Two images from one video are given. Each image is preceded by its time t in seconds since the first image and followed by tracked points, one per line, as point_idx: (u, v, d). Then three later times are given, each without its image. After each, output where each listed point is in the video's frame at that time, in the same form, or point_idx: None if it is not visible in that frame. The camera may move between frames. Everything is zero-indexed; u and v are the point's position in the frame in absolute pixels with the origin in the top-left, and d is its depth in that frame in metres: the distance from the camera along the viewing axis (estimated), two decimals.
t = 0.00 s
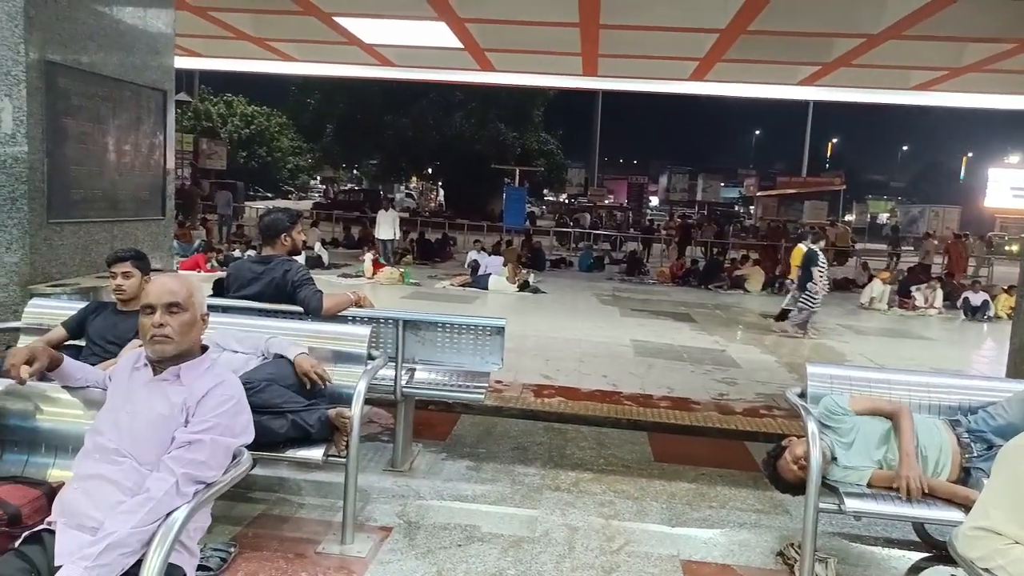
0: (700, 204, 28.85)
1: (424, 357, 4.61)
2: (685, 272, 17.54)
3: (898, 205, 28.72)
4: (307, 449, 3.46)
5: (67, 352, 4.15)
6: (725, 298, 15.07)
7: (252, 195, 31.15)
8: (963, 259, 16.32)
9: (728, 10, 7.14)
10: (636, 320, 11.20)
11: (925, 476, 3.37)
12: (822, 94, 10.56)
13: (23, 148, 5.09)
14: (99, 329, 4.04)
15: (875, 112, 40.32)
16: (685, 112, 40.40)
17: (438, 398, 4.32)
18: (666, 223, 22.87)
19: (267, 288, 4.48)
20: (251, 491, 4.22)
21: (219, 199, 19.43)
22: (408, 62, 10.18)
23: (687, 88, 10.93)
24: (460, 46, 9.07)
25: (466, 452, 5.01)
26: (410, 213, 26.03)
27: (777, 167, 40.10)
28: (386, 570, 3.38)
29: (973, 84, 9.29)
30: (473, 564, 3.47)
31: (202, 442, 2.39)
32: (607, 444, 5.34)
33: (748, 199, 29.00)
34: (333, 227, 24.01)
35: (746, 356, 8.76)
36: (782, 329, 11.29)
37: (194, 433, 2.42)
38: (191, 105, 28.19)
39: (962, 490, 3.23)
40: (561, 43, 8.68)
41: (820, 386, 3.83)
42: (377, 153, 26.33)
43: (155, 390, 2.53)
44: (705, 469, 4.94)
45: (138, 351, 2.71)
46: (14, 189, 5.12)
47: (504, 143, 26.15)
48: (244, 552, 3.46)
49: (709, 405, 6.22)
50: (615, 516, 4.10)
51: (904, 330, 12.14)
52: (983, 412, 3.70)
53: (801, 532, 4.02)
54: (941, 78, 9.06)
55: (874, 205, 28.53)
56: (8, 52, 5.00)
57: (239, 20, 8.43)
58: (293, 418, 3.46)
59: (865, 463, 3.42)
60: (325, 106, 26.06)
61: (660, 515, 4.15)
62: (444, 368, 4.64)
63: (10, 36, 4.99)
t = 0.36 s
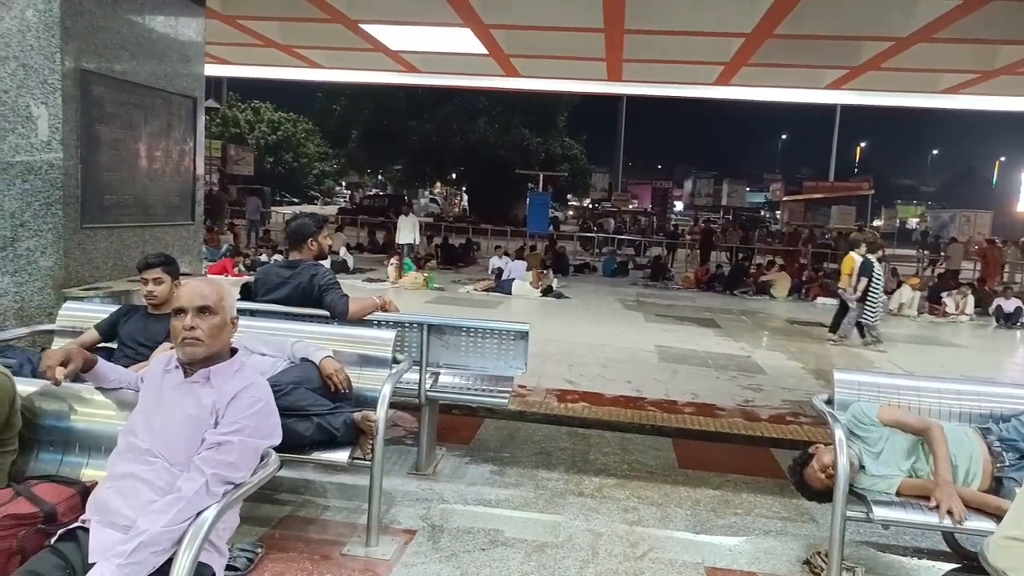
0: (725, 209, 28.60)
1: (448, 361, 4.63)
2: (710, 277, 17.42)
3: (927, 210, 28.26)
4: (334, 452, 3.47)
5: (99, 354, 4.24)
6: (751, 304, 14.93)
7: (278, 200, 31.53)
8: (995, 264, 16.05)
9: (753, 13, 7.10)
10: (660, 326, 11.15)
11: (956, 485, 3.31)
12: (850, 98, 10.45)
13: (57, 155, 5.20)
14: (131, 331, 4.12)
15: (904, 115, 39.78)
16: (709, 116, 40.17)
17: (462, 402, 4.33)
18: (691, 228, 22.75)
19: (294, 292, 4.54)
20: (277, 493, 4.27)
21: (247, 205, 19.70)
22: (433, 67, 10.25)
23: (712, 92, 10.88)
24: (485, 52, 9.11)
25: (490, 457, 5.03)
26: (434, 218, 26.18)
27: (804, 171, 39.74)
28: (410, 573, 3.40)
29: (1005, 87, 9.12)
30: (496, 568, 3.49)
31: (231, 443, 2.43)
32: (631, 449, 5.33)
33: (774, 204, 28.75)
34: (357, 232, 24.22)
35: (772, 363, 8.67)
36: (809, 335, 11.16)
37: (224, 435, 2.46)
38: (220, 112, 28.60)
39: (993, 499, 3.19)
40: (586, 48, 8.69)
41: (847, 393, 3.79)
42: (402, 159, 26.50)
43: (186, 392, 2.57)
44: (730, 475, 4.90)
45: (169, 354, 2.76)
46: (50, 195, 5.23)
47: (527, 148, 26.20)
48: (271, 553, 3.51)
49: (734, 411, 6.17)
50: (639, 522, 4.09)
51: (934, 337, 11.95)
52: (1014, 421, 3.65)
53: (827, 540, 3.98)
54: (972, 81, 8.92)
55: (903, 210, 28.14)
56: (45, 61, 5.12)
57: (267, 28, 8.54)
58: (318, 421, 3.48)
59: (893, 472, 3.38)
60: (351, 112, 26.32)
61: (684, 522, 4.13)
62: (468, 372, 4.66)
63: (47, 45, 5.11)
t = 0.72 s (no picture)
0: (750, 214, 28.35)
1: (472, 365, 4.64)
2: (735, 283, 17.28)
3: (958, 215, 27.77)
4: (358, 455, 3.48)
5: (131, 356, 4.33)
6: (776, 310, 14.79)
7: (303, 205, 31.87)
8: None
9: (779, 18, 7.06)
10: (684, 332, 11.08)
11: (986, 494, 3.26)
12: (878, 102, 10.33)
13: (91, 161, 5.32)
14: (162, 334, 4.19)
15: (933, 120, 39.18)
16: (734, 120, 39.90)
17: (485, 406, 4.34)
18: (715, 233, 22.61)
19: (320, 296, 4.60)
20: (302, 495, 4.32)
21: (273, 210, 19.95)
22: (457, 73, 10.31)
23: (738, 97, 10.81)
24: (509, 58, 9.16)
25: (513, 461, 5.04)
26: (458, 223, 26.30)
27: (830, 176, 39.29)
28: None
29: None
30: (518, 573, 3.49)
31: (259, 445, 2.47)
32: (655, 455, 5.30)
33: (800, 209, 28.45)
34: (382, 237, 24.40)
35: (798, 369, 8.58)
36: (835, 342, 11.03)
37: (252, 436, 2.50)
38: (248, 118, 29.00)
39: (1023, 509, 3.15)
40: (610, 53, 8.69)
41: (875, 401, 3.74)
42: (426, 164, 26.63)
43: (215, 395, 2.62)
44: (754, 482, 4.86)
45: (199, 356, 2.81)
46: (84, 200, 5.33)
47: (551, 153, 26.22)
48: (296, 555, 3.55)
49: (760, 418, 6.11)
50: (663, 529, 4.07)
51: (965, 344, 11.74)
52: None
53: (854, 549, 3.93)
54: (1004, 84, 8.77)
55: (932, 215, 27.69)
56: (79, 68, 5.21)
57: (294, 35, 8.66)
58: (343, 424, 3.50)
59: (923, 480, 3.34)
60: (376, 118, 26.55)
61: (708, 529, 4.10)
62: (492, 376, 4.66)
63: (81, 54, 5.21)
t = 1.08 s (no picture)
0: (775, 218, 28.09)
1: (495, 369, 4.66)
2: (759, 288, 17.12)
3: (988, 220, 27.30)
4: (382, 458, 3.51)
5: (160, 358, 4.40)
6: (801, 315, 14.63)
7: (327, 209, 32.16)
8: None
9: (805, 22, 7.01)
10: (707, 337, 11.01)
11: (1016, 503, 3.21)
12: (906, 106, 10.20)
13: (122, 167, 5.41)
14: (190, 337, 4.26)
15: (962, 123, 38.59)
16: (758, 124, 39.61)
17: (507, 410, 4.36)
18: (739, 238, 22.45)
19: (345, 299, 4.65)
20: (327, 496, 4.35)
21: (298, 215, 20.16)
22: (481, 78, 10.35)
23: (763, 101, 10.73)
24: (533, 63, 9.18)
25: (535, 465, 5.04)
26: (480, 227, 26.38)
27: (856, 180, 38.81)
28: None
29: None
30: None
31: (285, 446, 2.50)
32: (678, 461, 5.28)
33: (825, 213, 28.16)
34: (404, 241, 24.55)
35: (824, 375, 8.48)
36: (862, 348, 10.89)
37: (279, 438, 2.54)
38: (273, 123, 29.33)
39: None
40: (634, 57, 8.68)
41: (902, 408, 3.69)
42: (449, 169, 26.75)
43: (243, 397, 2.66)
44: (778, 489, 4.82)
45: (227, 358, 2.86)
46: (115, 205, 5.42)
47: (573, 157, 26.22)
48: (321, 556, 3.58)
49: (784, 424, 6.06)
50: (686, 535, 4.04)
51: (995, 351, 11.52)
52: None
53: (881, 558, 3.88)
54: None
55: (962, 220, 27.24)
56: (111, 76, 5.32)
57: (320, 42, 8.76)
58: (367, 427, 3.54)
59: (952, 488, 3.30)
60: (399, 123, 26.73)
61: (732, 536, 4.07)
62: (514, 380, 4.68)
63: (113, 61, 5.32)
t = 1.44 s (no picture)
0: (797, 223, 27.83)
1: (515, 373, 4.66)
2: (782, 293, 16.95)
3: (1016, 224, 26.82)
4: (402, 460, 3.53)
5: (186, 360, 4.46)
6: (824, 321, 14.47)
7: (348, 214, 32.40)
8: None
9: (828, 26, 6.97)
10: (728, 342, 10.93)
11: None
12: (931, 109, 10.07)
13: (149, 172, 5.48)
14: (214, 340, 4.32)
15: (989, 126, 38.00)
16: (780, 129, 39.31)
17: (527, 414, 4.36)
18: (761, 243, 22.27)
19: (367, 303, 4.69)
20: (348, 499, 4.38)
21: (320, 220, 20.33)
22: (501, 83, 10.39)
23: (785, 104, 10.66)
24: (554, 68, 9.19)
25: (555, 470, 5.04)
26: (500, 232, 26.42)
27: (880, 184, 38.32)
28: None
29: None
30: None
31: (308, 447, 2.53)
32: (699, 467, 5.24)
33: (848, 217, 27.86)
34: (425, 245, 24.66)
35: (847, 381, 8.38)
36: (886, 354, 10.73)
37: (302, 439, 2.56)
38: (296, 128, 29.61)
39: None
40: (654, 61, 8.66)
41: (928, 414, 3.65)
42: (469, 174, 26.84)
43: (267, 399, 2.69)
44: (801, 496, 4.77)
45: (252, 361, 2.90)
46: (141, 209, 5.50)
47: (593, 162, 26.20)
48: (342, 558, 3.61)
49: (807, 430, 6.00)
50: (708, 541, 4.02)
51: None
52: None
53: (906, 566, 3.82)
54: None
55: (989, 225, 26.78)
56: (139, 83, 5.41)
57: (343, 48, 8.84)
58: (388, 430, 3.56)
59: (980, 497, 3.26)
60: (421, 128, 26.87)
61: (754, 542, 4.04)
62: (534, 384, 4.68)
63: (140, 68, 5.40)
